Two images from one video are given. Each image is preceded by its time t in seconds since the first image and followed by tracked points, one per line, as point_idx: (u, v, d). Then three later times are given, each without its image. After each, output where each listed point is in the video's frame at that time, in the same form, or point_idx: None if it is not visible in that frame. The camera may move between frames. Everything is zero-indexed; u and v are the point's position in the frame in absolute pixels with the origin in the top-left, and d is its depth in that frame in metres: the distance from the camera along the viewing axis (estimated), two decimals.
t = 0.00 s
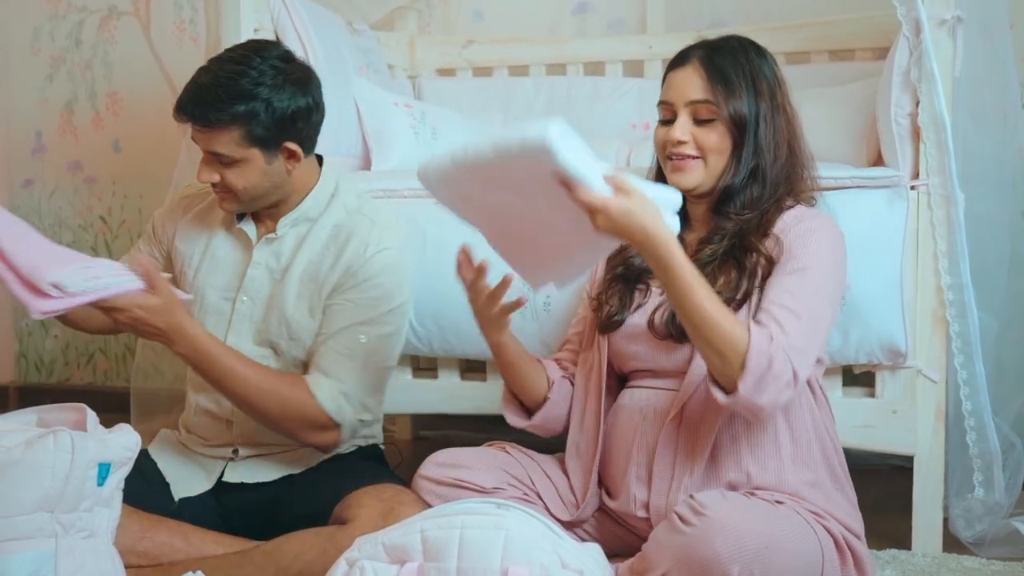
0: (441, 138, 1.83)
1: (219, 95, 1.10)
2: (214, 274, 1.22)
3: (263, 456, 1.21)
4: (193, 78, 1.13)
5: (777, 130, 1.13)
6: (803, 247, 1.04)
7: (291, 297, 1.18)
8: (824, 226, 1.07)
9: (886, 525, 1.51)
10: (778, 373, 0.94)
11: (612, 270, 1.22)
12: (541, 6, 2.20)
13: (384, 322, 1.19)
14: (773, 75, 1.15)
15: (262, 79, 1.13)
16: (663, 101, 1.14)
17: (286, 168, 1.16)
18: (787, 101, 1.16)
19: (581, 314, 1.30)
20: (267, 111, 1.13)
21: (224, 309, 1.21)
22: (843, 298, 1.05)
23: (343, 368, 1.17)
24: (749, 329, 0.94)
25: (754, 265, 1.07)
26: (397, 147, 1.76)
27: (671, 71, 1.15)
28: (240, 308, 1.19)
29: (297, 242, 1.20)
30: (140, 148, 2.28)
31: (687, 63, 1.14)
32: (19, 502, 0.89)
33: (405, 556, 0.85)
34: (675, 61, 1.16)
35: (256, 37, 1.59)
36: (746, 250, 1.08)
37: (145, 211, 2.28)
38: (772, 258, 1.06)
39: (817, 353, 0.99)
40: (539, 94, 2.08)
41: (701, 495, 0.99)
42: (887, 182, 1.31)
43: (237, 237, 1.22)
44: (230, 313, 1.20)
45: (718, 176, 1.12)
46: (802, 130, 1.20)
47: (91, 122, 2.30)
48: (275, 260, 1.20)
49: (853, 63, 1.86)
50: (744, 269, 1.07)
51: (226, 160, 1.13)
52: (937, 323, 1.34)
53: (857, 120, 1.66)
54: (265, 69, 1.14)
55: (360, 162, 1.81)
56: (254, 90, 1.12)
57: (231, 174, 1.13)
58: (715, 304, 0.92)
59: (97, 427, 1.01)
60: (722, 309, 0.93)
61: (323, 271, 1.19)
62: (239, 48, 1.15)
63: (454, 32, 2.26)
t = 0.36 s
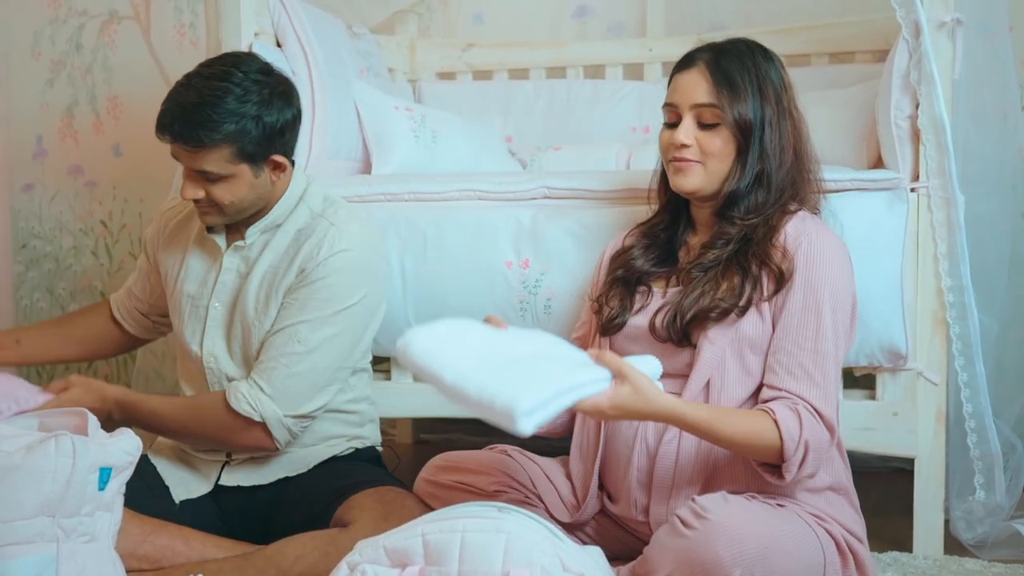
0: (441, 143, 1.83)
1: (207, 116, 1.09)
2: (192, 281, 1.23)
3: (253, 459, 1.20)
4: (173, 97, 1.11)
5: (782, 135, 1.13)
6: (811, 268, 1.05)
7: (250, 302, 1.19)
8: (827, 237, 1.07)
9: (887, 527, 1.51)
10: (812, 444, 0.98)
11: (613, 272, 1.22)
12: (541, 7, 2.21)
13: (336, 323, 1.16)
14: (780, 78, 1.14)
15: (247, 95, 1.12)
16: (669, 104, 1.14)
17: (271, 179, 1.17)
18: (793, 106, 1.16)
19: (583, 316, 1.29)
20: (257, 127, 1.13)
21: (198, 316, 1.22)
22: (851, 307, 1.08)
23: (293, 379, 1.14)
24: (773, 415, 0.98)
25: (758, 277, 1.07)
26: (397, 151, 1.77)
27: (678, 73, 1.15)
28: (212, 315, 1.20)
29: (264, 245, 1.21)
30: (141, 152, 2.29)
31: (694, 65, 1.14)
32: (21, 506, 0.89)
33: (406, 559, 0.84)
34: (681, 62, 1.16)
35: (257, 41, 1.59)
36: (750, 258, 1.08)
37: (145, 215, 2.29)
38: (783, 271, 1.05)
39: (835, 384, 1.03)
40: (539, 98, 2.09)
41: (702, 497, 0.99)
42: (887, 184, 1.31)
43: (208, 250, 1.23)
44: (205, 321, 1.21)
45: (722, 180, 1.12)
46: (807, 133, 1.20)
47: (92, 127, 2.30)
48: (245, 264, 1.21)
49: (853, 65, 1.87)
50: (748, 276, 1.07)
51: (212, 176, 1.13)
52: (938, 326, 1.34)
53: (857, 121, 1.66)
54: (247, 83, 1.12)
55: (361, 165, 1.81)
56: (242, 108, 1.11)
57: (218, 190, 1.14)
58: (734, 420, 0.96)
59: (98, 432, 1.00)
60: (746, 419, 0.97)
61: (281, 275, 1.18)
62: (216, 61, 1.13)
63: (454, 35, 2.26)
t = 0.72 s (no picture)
0: (442, 145, 1.83)
1: (177, 118, 1.08)
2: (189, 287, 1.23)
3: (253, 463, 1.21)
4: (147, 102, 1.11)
5: (783, 138, 1.13)
6: (795, 267, 1.04)
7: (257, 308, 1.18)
8: (820, 238, 1.06)
9: (888, 529, 1.51)
10: (745, 440, 0.99)
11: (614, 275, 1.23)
12: (541, 9, 2.20)
13: (356, 313, 1.18)
14: (782, 82, 1.14)
15: (218, 95, 1.10)
16: (670, 103, 1.14)
17: (251, 179, 1.17)
18: (795, 109, 1.16)
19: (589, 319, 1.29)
20: (232, 127, 1.12)
21: (198, 322, 1.22)
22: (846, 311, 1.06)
23: (320, 375, 1.15)
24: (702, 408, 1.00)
25: (754, 279, 1.06)
26: (398, 154, 1.78)
27: (681, 72, 1.15)
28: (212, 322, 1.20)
29: (261, 247, 1.20)
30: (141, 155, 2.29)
31: (697, 65, 1.14)
32: (23, 509, 0.89)
33: (407, 562, 0.84)
34: (684, 62, 1.16)
35: (257, 45, 1.59)
36: (746, 262, 1.07)
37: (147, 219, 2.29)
38: (773, 271, 1.05)
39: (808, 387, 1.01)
40: (539, 101, 2.09)
41: (704, 499, 0.99)
42: (888, 187, 1.31)
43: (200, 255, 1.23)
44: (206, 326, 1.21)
45: (722, 180, 1.13)
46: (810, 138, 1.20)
47: (93, 130, 2.31)
48: (243, 270, 1.20)
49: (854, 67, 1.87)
50: (743, 280, 1.06)
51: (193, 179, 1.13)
52: (939, 328, 1.34)
53: (858, 123, 1.67)
54: (219, 83, 1.11)
55: (362, 167, 1.81)
56: (211, 108, 1.10)
57: (199, 191, 1.14)
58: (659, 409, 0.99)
59: (99, 434, 1.00)
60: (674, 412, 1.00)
61: (288, 273, 1.18)
62: (192, 62, 1.12)
63: (455, 38, 2.26)
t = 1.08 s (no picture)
0: (442, 146, 1.83)
1: (243, 99, 1.10)
2: (208, 294, 1.21)
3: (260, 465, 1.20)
4: (211, 89, 1.13)
5: (785, 142, 1.14)
6: (787, 267, 1.04)
7: (296, 314, 1.17)
8: (814, 238, 1.06)
9: (888, 530, 1.51)
10: (743, 436, 0.97)
11: (609, 282, 1.24)
12: (540, 11, 2.21)
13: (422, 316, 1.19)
14: (786, 87, 1.16)
15: (280, 71, 1.11)
16: (675, 101, 1.15)
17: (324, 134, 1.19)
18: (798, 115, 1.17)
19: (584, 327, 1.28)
20: (305, 84, 1.13)
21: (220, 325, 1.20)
22: (838, 313, 1.05)
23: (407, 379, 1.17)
24: (704, 401, 0.98)
25: (741, 282, 1.06)
26: (398, 156, 1.76)
27: (687, 72, 1.16)
28: (237, 325, 1.18)
29: (296, 254, 1.20)
30: (141, 156, 2.29)
31: (704, 65, 1.14)
32: (23, 511, 0.89)
33: (408, 564, 0.84)
34: (691, 63, 1.16)
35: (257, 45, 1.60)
36: (735, 265, 1.07)
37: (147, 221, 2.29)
38: (762, 275, 1.05)
39: (800, 388, 1.00)
40: (539, 103, 2.10)
41: (703, 501, 0.99)
42: (887, 188, 1.31)
43: (223, 254, 1.22)
44: (230, 332, 1.19)
45: (725, 183, 1.13)
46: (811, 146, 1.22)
47: (92, 133, 2.31)
48: (272, 276, 1.19)
49: (853, 69, 1.87)
50: (734, 283, 1.06)
51: (261, 153, 1.12)
52: (939, 329, 1.34)
53: (858, 124, 1.67)
54: (279, 60, 1.12)
55: (362, 169, 1.81)
56: (275, 82, 1.10)
57: (271, 167, 1.13)
58: (665, 397, 0.96)
59: (100, 437, 1.00)
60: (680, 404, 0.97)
61: (336, 287, 1.18)
62: (250, 49, 1.14)
63: (455, 39, 2.27)
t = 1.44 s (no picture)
0: (441, 146, 1.84)
1: (315, 90, 1.12)
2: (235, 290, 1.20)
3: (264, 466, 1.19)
4: (282, 76, 1.15)
5: (783, 145, 1.14)
6: (784, 268, 1.04)
7: (324, 323, 1.17)
8: (813, 238, 1.06)
9: (887, 531, 1.51)
10: (737, 435, 0.97)
11: (609, 284, 1.23)
12: (539, 12, 2.21)
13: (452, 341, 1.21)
14: (782, 89, 1.16)
15: (353, 67, 1.13)
16: (671, 112, 1.15)
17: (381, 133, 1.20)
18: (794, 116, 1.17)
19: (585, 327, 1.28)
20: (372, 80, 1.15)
21: (246, 321, 1.19)
22: (836, 311, 1.05)
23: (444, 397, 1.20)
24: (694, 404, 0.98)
25: (742, 283, 1.06)
26: (398, 156, 1.76)
27: (681, 80, 1.15)
28: (263, 326, 1.17)
29: (328, 265, 1.19)
30: (140, 156, 2.28)
31: (699, 73, 1.13)
32: (22, 511, 0.89)
33: (406, 564, 0.84)
34: (684, 70, 1.15)
35: (257, 47, 1.57)
36: (736, 267, 1.07)
37: (145, 220, 2.28)
38: (762, 275, 1.05)
39: (802, 388, 1.00)
40: (538, 103, 2.10)
41: (703, 501, 0.99)
42: (887, 188, 1.31)
43: (262, 250, 1.20)
44: (253, 330, 1.18)
45: (726, 192, 1.13)
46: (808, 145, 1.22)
47: (92, 132, 2.31)
48: (303, 280, 1.18)
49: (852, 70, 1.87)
50: (735, 285, 1.06)
51: (325, 145, 1.14)
52: (937, 330, 1.34)
53: (857, 124, 1.67)
54: (352, 59, 1.14)
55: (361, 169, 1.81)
56: (350, 80, 1.12)
57: (333, 161, 1.14)
58: (658, 407, 0.98)
59: (99, 437, 1.00)
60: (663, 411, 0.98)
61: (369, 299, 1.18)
62: (324, 45, 1.16)
63: (454, 40, 2.27)
